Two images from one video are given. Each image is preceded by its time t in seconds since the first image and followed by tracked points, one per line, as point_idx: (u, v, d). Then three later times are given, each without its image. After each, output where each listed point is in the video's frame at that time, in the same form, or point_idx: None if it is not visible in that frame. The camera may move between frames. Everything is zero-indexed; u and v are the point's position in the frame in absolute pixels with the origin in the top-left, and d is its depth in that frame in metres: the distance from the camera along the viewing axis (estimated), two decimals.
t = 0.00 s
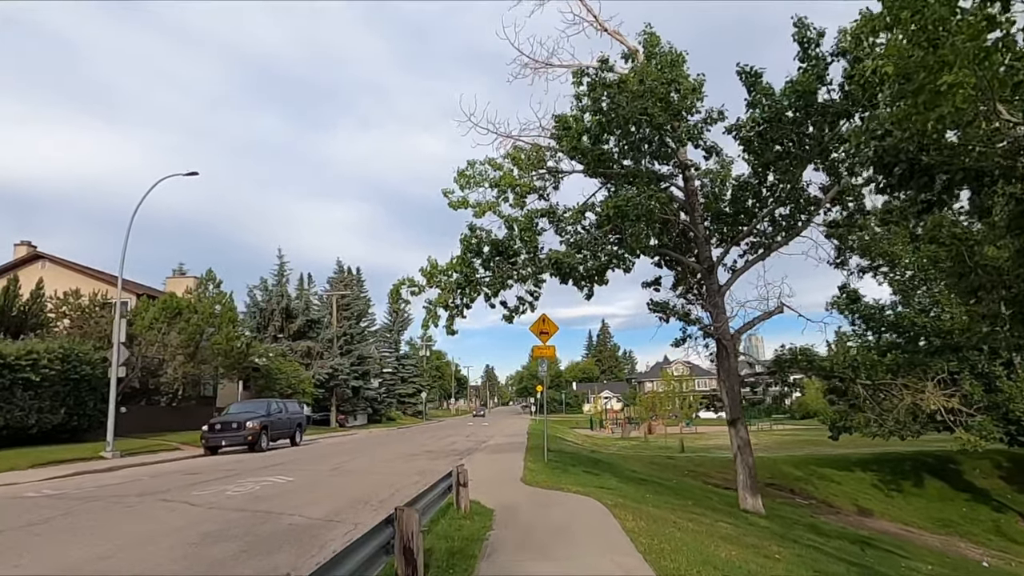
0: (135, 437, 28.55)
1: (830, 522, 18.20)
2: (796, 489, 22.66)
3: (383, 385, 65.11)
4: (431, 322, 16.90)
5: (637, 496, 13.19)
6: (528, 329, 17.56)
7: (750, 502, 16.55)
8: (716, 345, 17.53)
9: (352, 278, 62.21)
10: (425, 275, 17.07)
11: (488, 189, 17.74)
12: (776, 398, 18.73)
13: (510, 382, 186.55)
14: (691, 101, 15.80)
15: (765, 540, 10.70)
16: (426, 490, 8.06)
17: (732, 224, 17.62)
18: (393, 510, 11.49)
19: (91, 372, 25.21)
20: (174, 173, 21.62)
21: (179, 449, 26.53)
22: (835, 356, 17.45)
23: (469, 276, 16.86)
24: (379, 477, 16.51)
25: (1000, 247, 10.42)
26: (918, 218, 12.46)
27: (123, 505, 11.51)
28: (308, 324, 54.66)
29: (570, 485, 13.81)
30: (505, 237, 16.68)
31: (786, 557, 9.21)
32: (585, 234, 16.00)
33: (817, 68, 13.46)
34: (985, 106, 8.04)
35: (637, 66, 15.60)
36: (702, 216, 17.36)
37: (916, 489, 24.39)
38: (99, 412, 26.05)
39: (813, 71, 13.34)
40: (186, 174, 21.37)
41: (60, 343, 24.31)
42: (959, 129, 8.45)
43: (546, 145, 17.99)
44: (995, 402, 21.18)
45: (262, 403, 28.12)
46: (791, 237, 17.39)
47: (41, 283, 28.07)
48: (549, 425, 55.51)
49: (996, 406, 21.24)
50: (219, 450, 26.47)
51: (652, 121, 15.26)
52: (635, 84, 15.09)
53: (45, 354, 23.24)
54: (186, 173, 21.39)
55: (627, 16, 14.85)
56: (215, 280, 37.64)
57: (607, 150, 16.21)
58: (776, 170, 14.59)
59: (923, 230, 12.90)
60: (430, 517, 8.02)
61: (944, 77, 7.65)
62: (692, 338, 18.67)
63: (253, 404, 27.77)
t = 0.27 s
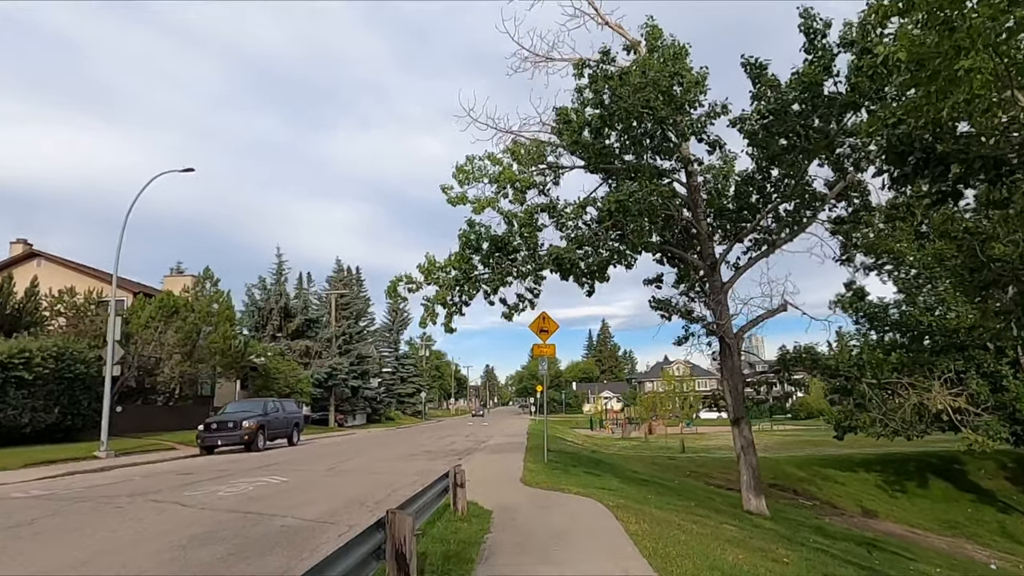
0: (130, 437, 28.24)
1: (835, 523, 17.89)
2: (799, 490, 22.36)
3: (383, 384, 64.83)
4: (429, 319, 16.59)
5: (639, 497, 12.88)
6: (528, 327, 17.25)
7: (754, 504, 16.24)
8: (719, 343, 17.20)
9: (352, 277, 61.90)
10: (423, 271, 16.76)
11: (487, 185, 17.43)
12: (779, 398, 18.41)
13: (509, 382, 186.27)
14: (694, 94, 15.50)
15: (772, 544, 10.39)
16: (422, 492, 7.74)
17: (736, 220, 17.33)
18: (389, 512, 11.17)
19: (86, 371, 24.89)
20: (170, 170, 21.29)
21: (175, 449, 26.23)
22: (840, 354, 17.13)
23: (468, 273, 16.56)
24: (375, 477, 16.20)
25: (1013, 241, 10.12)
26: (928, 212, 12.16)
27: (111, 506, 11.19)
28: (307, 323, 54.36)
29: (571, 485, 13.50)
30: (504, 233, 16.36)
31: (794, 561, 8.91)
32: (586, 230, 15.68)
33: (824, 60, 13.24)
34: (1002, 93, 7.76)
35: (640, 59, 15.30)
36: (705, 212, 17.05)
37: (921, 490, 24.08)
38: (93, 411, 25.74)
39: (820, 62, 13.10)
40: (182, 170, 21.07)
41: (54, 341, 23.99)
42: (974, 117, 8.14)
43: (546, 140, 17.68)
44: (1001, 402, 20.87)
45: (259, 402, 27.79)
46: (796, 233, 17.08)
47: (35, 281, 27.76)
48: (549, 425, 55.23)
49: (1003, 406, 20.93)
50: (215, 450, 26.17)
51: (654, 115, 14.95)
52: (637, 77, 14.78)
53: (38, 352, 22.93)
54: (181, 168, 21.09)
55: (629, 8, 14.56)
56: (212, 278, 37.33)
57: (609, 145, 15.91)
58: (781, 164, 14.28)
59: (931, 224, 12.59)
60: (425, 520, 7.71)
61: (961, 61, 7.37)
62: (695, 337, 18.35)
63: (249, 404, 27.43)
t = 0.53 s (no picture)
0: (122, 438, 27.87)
1: (838, 525, 17.61)
2: (801, 490, 22.10)
3: (379, 384, 64.48)
4: (425, 318, 16.26)
5: (639, 500, 12.59)
6: (526, 326, 16.92)
7: (756, 506, 15.95)
8: (720, 342, 16.89)
9: (348, 276, 61.54)
10: (419, 269, 16.43)
11: (484, 181, 17.11)
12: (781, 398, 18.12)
13: (507, 381, 186.03)
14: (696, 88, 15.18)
15: (777, 549, 10.08)
16: (415, 498, 7.40)
17: (737, 217, 17.03)
18: (384, 516, 10.84)
19: (76, 371, 24.51)
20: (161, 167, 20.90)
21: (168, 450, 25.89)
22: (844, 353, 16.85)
23: (464, 271, 16.24)
24: (370, 479, 15.86)
25: None
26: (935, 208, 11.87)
27: (96, 511, 10.85)
28: (303, 322, 53.98)
29: (570, 488, 13.18)
30: (501, 230, 16.02)
31: (802, 567, 8.59)
32: (585, 226, 15.36)
33: (829, 52, 12.94)
34: (1021, 80, 7.48)
35: (639, 52, 14.99)
36: (706, 208, 16.74)
37: (923, 489, 23.83)
38: (84, 412, 25.38)
39: (824, 54, 12.82)
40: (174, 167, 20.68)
41: (43, 341, 23.60)
42: (989, 106, 7.83)
43: (544, 136, 17.36)
44: (1005, 401, 20.61)
45: (253, 403, 27.42)
46: (798, 230, 16.78)
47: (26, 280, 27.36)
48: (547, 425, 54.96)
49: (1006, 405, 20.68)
50: (208, 451, 25.81)
51: (655, 109, 14.64)
52: (637, 70, 14.46)
53: (27, 352, 22.56)
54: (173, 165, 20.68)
55: None
56: (206, 277, 36.92)
57: (608, 139, 15.59)
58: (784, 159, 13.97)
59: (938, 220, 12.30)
60: (419, 527, 7.40)
61: (978, 47, 7.09)
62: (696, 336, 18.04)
63: (242, 404, 27.06)
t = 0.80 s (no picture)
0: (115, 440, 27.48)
1: (842, 528, 17.31)
2: (803, 493, 21.82)
3: (377, 386, 64.09)
4: (422, 317, 15.95)
5: (642, 504, 12.27)
6: (525, 325, 16.61)
7: (759, 508, 15.70)
8: (723, 342, 16.60)
9: (345, 277, 61.21)
10: (416, 267, 16.12)
11: (483, 178, 16.83)
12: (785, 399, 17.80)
13: (505, 383, 185.67)
14: (699, 82, 14.90)
15: (786, 554, 9.79)
16: (410, 504, 7.07)
17: (740, 215, 16.77)
18: (379, 520, 10.52)
19: (68, 372, 24.14)
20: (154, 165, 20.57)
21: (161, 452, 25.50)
22: (848, 354, 16.59)
23: (463, 269, 15.94)
24: (366, 481, 15.52)
25: None
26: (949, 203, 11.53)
27: (81, 515, 10.51)
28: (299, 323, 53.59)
29: (570, 491, 12.87)
30: (500, 227, 15.72)
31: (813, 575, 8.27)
32: (586, 225, 15.05)
33: (836, 45, 12.65)
34: None
35: (643, 45, 14.71)
36: (708, 206, 16.45)
37: (926, 492, 23.56)
38: (76, 413, 24.99)
39: (831, 47, 12.53)
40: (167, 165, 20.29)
41: (34, 341, 23.22)
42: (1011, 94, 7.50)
43: (544, 132, 17.07)
44: (1010, 402, 20.33)
45: (248, 404, 27.04)
46: (802, 229, 16.50)
47: (17, 279, 26.96)
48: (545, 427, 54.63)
49: (1012, 406, 20.39)
50: (203, 453, 25.46)
51: (657, 104, 14.33)
52: (640, 63, 14.17)
53: (18, 353, 22.19)
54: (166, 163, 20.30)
55: None
56: (202, 277, 36.56)
57: (607, 136, 15.32)
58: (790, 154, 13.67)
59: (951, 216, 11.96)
60: (415, 533, 7.09)
61: (999, 31, 6.79)
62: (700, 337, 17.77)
63: (237, 406, 26.69)
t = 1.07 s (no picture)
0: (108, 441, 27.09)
1: (846, 532, 17.01)
2: (805, 496, 21.53)
3: (374, 386, 63.71)
4: (420, 318, 15.64)
5: (645, 509, 11.95)
6: (525, 325, 16.30)
7: (763, 513, 15.42)
8: (726, 343, 16.30)
9: (343, 277, 60.84)
10: (413, 266, 15.80)
11: (482, 176, 16.52)
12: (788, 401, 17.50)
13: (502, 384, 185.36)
14: (703, 78, 14.59)
15: (795, 562, 9.49)
16: (404, 514, 6.74)
17: (743, 214, 16.48)
18: (375, 526, 10.19)
19: (60, 372, 23.78)
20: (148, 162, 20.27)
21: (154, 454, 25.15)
22: (853, 355, 16.36)
23: (461, 268, 15.63)
24: (362, 485, 15.19)
25: None
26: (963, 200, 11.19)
27: (66, 520, 10.17)
28: (296, 323, 53.20)
29: (571, 495, 12.55)
30: (499, 226, 15.41)
31: None
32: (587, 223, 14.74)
33: (844, 39, 12.34)
34: None
35: (646, 39, 14.42)
36: (711, 204, 16.15)
37: (930, 495, 23.27)
38: (68, 414, 24.63)
39: (839, 41, 12.21)
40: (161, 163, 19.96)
41: (25, 341, 22.85)
42: None
43: (544, 129, 16.77)
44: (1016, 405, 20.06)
45: (242, 406, 26.68)
46: (807, 227, 16.20)
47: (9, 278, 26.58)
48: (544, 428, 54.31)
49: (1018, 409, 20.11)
50: (197, 454, 25.12)
51: (660, 100, 14.03)
52: (643, 57, 13.86)
53: (8, 353, 21.83)
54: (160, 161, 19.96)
55: None
56: (197, 276, 36.20)
57: (608, 132, 15.01)
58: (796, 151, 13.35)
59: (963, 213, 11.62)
60: (409, 545, 6.76)
61: None
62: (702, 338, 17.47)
63: (232, 407, 26.33)
